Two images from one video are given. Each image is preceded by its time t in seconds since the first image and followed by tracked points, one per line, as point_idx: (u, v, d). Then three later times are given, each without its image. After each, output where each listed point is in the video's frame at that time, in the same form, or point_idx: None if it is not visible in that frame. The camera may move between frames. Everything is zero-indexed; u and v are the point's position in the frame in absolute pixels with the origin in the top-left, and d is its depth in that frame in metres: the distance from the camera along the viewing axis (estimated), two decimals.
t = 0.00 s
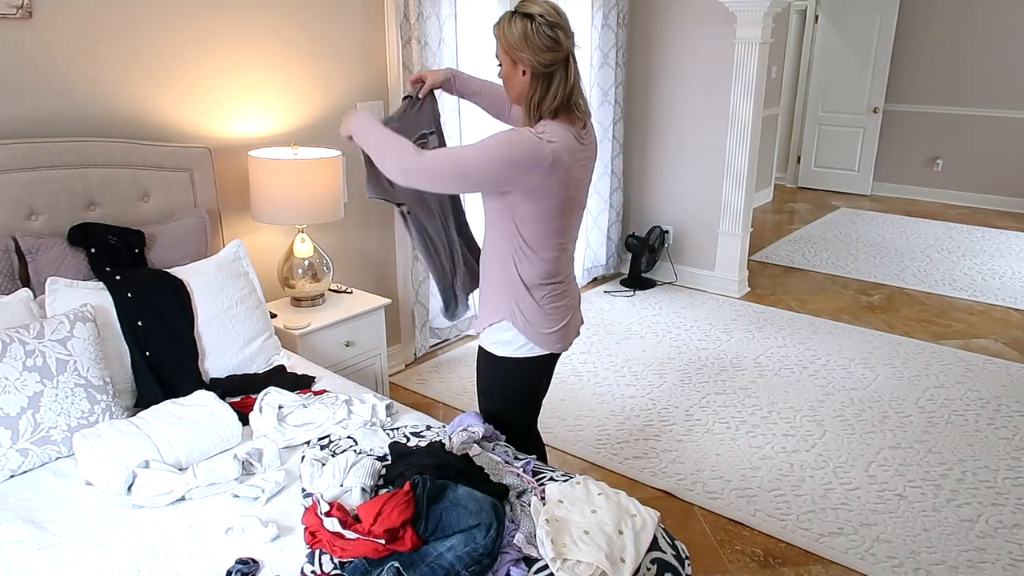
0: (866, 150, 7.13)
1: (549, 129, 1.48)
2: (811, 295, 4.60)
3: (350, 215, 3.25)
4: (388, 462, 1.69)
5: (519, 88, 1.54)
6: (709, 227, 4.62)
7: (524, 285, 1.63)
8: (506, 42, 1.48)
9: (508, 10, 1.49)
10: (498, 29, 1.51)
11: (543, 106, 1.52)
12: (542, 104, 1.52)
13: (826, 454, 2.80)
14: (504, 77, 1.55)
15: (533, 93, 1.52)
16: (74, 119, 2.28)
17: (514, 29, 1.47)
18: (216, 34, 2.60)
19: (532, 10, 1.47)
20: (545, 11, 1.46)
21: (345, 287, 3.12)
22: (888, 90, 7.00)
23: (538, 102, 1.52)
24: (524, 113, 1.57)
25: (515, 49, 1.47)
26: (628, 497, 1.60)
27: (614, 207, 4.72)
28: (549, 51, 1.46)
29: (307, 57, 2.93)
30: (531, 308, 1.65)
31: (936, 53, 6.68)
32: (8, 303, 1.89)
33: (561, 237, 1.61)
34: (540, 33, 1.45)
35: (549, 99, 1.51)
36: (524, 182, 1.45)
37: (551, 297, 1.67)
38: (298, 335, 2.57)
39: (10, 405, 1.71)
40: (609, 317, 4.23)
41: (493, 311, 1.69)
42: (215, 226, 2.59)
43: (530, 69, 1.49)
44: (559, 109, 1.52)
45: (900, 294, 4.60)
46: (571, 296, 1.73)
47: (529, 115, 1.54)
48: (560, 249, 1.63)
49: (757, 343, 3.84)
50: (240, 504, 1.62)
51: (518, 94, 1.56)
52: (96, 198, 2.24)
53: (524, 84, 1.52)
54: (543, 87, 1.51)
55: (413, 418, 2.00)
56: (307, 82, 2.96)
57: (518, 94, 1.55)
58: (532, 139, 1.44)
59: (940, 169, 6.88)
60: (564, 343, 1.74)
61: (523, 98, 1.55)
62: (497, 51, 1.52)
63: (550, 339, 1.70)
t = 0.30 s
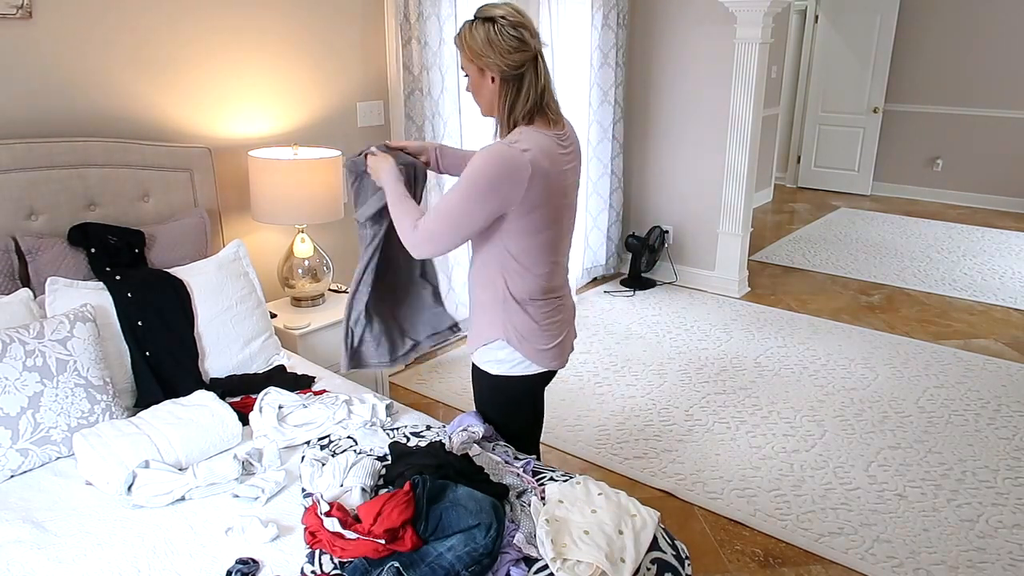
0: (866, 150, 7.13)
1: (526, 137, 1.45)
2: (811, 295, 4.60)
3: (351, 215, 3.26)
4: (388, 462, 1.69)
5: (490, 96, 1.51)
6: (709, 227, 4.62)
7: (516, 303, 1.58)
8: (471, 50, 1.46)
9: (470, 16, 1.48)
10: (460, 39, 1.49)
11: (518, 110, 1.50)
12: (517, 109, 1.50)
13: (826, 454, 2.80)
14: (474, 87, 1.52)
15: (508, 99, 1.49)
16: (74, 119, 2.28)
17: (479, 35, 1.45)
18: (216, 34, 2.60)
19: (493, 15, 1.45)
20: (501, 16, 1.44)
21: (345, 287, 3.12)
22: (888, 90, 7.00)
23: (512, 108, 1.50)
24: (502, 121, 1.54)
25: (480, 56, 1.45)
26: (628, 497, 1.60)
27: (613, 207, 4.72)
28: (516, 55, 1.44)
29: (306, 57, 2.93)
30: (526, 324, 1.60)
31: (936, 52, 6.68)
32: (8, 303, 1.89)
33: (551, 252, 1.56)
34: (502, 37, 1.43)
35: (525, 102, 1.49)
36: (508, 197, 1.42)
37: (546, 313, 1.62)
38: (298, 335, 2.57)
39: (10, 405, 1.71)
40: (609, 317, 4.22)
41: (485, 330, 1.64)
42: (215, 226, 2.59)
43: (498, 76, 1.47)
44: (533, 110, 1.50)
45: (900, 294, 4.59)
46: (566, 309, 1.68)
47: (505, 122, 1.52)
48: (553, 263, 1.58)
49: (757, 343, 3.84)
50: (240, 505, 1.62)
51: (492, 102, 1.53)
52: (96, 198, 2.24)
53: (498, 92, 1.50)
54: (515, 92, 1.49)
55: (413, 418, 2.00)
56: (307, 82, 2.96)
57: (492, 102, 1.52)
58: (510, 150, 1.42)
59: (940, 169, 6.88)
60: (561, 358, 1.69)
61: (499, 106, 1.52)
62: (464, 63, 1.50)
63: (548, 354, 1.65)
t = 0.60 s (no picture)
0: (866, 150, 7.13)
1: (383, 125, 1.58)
2: (811, 295, 4.60)
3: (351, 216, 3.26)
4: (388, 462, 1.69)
5: (337, 112, 1.55)
6: (709, 228, 4.62)
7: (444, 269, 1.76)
8: (316, 72, 1.48)
9: (285, 49, 1.48)
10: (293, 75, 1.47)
11: (364, 111, 1.59)
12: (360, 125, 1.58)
13: (826, 454, 2.80)
14: (318, 116, 1.53)
15: (349, 115, 1.57)
16: (74, 119, 2.28)
17: (318, 55, 1.48)
18: (216, 34, 2.60)
19: (309, 36, 1.49)
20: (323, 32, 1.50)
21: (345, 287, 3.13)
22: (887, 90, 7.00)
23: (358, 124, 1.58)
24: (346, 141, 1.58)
25: (326, 79, 1.49)
26: (628, 497, 1.60)
27: (613, 207, 4.73)
28: (352, 60, 1.54)
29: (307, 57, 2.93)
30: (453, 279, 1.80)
31: (935, 53, 6.68)
32: (8, 303, 1.89)
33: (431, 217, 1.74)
34: (335, 56, 1.50)
35: (367, 99, 1.60)
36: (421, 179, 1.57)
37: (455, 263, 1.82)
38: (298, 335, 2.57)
39: (10, 405, 1.71)
40: (609, 317, 4.22)
41: (428, 309, 1.78)
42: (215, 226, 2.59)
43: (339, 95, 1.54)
44: (374, 105, 1.62)
45: (900, 294, 4.60)
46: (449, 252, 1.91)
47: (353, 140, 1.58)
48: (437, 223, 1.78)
49: (757, 343, 3.84)
50: (240, 505, 1.62)
51: (332, 127, 1.56)
52: (96, 198, 2.25)
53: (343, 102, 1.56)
54: (351, 104, 1.57)
55: (413, 418, 1.99)
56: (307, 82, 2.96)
57: (333, 125, 1.56)
58: (387, 144, 1.54)
59: (940, 170, 6.88)
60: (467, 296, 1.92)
61: (343, 127, 1.57)
62: (307, 94, 1.50)
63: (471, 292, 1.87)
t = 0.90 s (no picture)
0: (867, 150, 7.13)
1: (471, 196, 1.42)
2: (811, 295, 4.60)
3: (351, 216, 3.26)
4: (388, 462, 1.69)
5: (415, 186, 1.39)
6: (710, 228, 4.62)
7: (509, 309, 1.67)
8: (399, 143, 1.32)
9: (360, 123, 1.31)
10: (375, 148, 1.30)
11: (446, 180, 1.43)
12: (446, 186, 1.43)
13: (826, 454, 2.80)
14: (401, 192, 1.37)
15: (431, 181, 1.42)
16: (74, 118, 2.28)
17: (398, 125, 1.32)
18: (215, 34, 2.60)
19: (385, 103, 1.34)
20: (400, 96, 1.36)
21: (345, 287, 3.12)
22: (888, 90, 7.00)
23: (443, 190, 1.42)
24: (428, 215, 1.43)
25: (412, 146, 1.35)
26: (627, 496, 1.60)
27: (613, 207, 4.73)
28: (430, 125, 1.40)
29: (306, 57, 2.92)
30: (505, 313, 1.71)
31: (936, 53, 6.68)
32: (8, 303, 1.89)
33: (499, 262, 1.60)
34: (412, 117, 1.36)
35: (445, 168, 1.45)
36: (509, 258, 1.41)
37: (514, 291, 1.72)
38: (298, 335, 2.57)
39: (10, 405, 1.71)
40: (609, 317, 4.22)
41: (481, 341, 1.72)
42: (215, 226, 2.59)
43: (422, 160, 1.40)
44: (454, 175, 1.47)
45: (900, 294, 4.59)
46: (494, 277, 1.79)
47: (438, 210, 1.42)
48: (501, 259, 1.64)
49: (757, 343, 3.84)
50: (240, 505, 1.62)
51: (414, 199, 1.40)
52: (96, 198, 2.24)
53: (422, 174, 1.41)
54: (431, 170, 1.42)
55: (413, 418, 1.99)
56: (307, 81, 2.95)
57: (414, 199, 1.40)
58: (484, 224, 1.37)
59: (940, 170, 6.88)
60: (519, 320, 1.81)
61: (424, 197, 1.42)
62: (390, 170, 1.33)
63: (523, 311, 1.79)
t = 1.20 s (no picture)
0: (866, 150, 7.13)
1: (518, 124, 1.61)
2: (811, 295, 4.59)
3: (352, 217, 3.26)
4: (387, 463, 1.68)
5: (466, 101, 1.58)
6: (710, 228, 4.62)
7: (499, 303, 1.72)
8: (456, 57, 1.50)
9: (427, 33, 1.51)
10: (435, 57, 1.50)
11: (496, 102, 1.61)
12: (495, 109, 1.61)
13: (827, 454, 2.80)
14: (451, 102, 1.56)
15: (483, 102, 1.59)
16: (74, 118, 2.28)
17: (458, 41, 1.51)
18: (215, 34, 2.60)
19: (451, 20, 1.53)
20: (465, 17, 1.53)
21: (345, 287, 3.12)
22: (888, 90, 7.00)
23: (490, 110, 1.60)
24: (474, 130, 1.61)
25: (468, 64, 1.52)
26: (628, 497, 1.60)
27: (613, 207, 4.73)
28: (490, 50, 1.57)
29: (306, 56, 2.92)
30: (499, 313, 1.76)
31: (936, 52, 6.68)
32: (8, 303, 1.89)
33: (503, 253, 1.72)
34: (477, 39, 1.53)
35: (498, 92, 1.62)
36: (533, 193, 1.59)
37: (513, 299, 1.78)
38: (298, 335, 2.57)
39: (9, 405, 1.71)
40: (609, 317, 4.22)
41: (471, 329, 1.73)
42: (215, 226, 2.59)
43: (477, 80, 1.57)
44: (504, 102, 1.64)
45: (900, 294, 4.59)
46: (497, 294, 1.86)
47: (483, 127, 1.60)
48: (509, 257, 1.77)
49: (757, 342, 3.84)
50: (240, 505, 1.62)
51: (462, 113, 1.59)
52: (96, 198, 2.24)
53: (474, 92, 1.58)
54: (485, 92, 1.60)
55: (413, 418, 1.99)
56: (307, 80, 2.95)
57: (463, 112, 1.59)
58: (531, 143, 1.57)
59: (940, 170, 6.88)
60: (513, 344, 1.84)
61: (473, 112, 1.60)
62: (444, 78, 1.53)
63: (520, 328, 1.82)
